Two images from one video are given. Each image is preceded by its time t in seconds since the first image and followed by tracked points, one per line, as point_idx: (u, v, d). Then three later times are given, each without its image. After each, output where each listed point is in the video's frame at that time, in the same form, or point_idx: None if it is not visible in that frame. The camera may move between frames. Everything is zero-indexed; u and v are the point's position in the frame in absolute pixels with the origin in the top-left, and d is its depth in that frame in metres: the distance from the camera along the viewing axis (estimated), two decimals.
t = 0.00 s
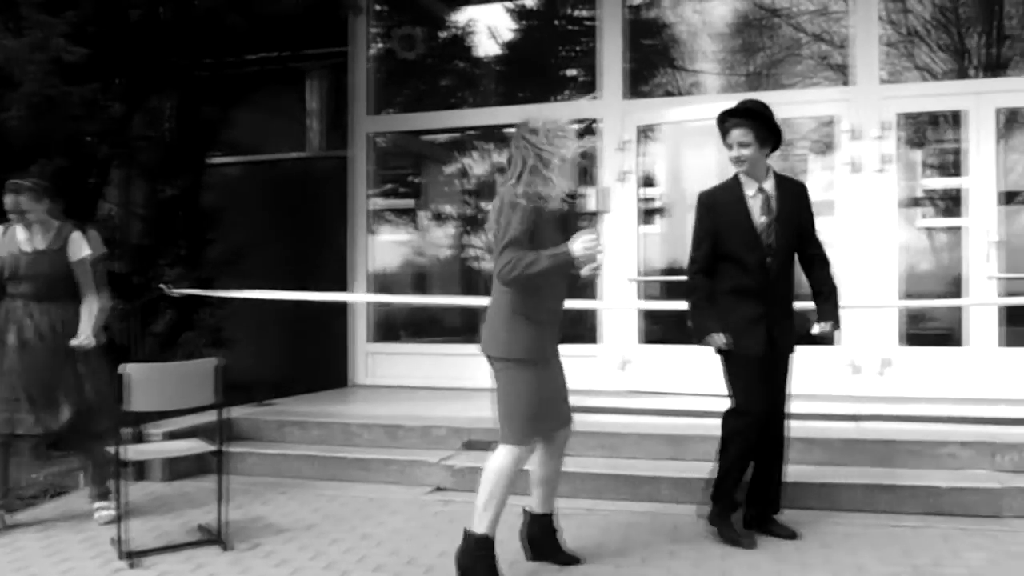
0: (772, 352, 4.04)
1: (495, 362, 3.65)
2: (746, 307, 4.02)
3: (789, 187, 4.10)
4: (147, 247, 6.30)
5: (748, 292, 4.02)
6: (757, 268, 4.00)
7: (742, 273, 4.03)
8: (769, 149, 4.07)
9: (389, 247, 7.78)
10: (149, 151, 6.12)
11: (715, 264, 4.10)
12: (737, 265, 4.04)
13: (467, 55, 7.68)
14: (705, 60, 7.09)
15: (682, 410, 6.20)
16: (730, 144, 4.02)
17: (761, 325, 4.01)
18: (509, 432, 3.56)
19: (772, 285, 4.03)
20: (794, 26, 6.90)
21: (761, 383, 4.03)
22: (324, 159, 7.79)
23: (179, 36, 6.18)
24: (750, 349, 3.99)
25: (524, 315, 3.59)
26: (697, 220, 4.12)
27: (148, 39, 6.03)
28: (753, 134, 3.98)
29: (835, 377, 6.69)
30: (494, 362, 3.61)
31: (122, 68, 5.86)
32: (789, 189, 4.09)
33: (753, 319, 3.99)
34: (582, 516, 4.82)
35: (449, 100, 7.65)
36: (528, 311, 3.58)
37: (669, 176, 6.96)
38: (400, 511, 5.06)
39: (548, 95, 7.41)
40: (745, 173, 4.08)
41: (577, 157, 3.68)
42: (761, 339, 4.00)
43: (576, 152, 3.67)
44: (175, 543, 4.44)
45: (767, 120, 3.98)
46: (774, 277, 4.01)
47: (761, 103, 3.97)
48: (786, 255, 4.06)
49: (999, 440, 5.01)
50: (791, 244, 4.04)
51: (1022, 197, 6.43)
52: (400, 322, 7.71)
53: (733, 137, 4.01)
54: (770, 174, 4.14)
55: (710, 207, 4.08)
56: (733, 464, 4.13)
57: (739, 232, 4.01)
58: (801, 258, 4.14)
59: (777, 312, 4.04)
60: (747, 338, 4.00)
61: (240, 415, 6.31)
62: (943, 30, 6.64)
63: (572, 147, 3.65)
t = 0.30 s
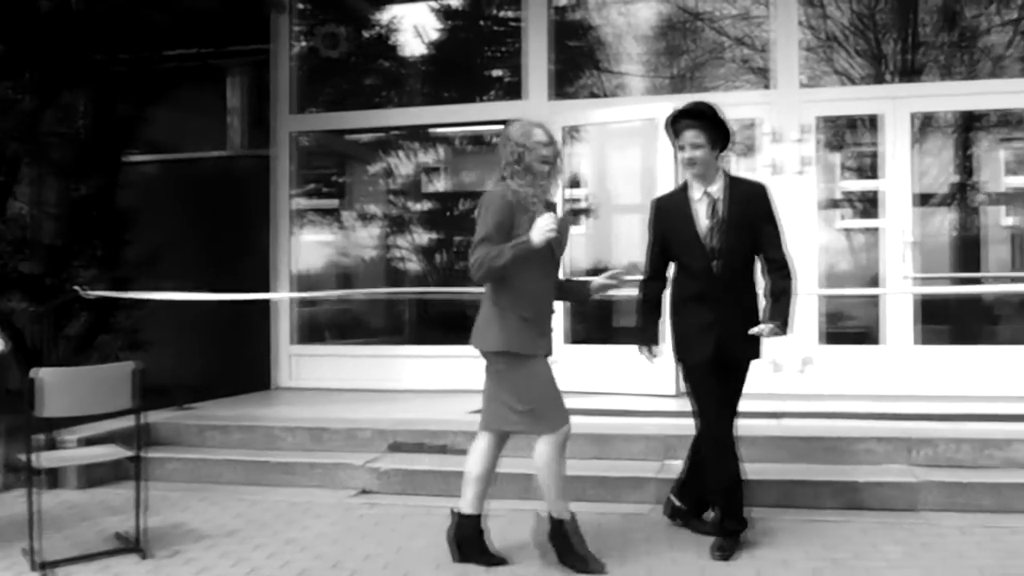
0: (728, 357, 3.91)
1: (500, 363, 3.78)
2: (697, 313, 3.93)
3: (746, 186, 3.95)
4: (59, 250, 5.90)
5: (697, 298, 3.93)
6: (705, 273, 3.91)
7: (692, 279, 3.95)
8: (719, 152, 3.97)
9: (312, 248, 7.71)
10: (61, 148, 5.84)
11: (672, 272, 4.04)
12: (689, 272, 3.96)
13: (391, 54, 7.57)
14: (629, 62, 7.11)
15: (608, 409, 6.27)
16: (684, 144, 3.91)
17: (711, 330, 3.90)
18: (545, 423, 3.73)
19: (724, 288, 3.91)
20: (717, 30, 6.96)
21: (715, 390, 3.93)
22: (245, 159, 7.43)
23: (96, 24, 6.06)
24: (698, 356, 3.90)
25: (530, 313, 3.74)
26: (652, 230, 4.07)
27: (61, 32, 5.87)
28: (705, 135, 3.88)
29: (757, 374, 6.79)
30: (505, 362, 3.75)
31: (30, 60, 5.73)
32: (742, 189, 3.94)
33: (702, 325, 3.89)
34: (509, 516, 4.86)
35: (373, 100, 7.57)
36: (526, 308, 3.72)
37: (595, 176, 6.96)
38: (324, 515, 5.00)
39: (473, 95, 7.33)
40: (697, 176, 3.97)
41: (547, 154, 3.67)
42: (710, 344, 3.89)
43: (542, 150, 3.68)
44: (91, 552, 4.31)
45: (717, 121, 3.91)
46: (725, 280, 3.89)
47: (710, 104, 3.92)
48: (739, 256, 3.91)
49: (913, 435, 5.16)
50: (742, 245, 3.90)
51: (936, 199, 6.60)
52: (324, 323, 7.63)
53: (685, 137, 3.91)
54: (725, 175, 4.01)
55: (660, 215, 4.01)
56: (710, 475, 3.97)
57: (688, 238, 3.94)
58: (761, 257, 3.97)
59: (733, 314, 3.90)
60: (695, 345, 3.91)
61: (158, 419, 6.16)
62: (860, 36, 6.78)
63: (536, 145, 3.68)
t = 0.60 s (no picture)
0: (699, 354, 3.89)
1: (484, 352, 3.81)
2: (669, 311, 3.89)
3: (721, 182, 3.89)
4: None
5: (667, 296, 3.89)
6: (676, 271, 3.88)
7: (663, 277, 3.91)
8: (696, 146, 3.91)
9: (254, 248, 7.57)
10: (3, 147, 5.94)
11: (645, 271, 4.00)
12: (659, 270, 3.92)
13: (335, 52, 7.49)
14: (574, 63, 7.11)
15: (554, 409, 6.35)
16: (665, 133, 3.82)
17: (683, 329, 3.88)
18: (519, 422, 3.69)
19: (695, 285, 3.87)
20: (661, 31, 6.98)
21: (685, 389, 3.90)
22: (183, 158, 7.46)
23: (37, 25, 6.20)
24: (669, 356, 3.87)
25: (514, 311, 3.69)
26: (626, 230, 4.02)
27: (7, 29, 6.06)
28: (686, 126, 3.81)
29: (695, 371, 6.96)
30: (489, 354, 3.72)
31: None
32: (713, 183, 3.90)
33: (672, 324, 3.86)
34: (455, 518, 4.87)
35: (317, 99, 7.47)
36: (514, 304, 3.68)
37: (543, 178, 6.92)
38: (268, 518, 4.94)
39: (418, 95, 7.28)
40: (673, 168, 3.90)
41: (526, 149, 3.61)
42: (683, 344, 3.87)
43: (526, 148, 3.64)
44: (26, 559, 4.22)
45: (696, 113, 3.84)
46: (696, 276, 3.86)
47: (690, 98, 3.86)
48: (711, 251, 3.87)
49: (853, 432, 5.25)
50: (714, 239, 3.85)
51: (876, 200, 6.72)
52: (267, 324, 7.52)
53: (665, 128, 3.82)
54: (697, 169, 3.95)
55: (633, 213, 3.97)
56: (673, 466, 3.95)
57: (658, 236, 3.90)
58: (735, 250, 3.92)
59: (704, 311, 3.86)
60: (667, 345, 3.89)
61: (96, 423, 6.05)
62: (802, 39, 6.85)
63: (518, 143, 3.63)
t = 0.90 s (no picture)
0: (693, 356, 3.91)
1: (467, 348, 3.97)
2: (665, 313, 3.91)
3: (723, 185, 3.89)
4: None
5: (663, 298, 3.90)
6: (673, 273, 3.89)
7: (661, 278, 3.92)
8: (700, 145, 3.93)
9: (204, 249, 7.49)
10: None
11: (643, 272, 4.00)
12: (658, 271, 3.93)
13: (285, 50, 7.42)
14: (529, 64, 7.11)
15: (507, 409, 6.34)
16: (672, 131, 3.85)
17: (678, 331, 3.90)
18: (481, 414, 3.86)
19: (692, 288, 3.88)
20: (614, 33, 7.00)
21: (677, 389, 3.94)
22: (133, 155, 7.18)
23: None
24: (663, 357, 3.90)
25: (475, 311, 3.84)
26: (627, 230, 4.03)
27: None
28: (694, 125, 3.84)
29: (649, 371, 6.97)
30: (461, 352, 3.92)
31: None
32: (714, 186, 3.89)
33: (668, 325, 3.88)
34: (408, 519, 4.84)
35: (268, 98, 7.39)
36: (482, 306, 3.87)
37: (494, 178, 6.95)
38: (219, 521, 4.87)
39: (370, 94, 7.22)
40: (678, 169, 3.92)
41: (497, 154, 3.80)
42: (676, 346, 3.89)
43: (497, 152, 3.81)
44: None
45: (702, 113, 3.88)
46: (694, 279, 3.87)
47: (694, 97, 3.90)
48: (710, 255, 3.87)
49: (805, 430, 5.31)
50: (714, 242, 3.84)
51: (825, 201, 6.80)
52: (218, 325, 7.44)
53: (673, 127, 3.84)
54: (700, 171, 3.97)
55: (634, 214, 3.98)
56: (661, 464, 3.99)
57: (658, 237, 3.91)
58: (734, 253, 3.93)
59: (699, 313, 3.88)
60: (660, 346, 3.91)
61: (41, 426, 5.92)
62: (753, 41, 6.91)
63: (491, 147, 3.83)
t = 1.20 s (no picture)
0: (674, 347, 3.94)
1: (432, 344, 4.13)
2: (646, 304, 3.94)
3: (703, 180, 3.94)
4: None
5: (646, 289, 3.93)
6: (657, 266, 3.92)
7: (643, 270, 3.96)
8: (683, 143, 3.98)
9: (162, 249, 7.39)
10: None
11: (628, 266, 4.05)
12: (642, 263, 3.96)
13: (244, 49, 7.37)
14: (490, 64, 7.10)
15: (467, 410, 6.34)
16: (655, 129, 3.91)
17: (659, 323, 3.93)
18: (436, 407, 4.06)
19: (674, 280, 3.91)
20: (575, 33, 7.01)
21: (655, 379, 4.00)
22: (88, 155, 7.03)
23: None
24: (644, 349, 3.94)
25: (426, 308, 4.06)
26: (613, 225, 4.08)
27: None
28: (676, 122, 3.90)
29: (610, 371, 6.98)
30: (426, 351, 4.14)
31: None
32: (698, 182, 3.93)
33: (650, 316, 3.91)
34: (369, 521, 4.82)
35: (227, 97, 7.32)
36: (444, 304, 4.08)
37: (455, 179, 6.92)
38: (177, 524, 4.83)
39: (330, 94, 7.18)
40: (660, 166, 3.96)
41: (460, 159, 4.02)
42: (658, 338, 3.92)
43: (457, 155, 4.07)
44: None
45: (683, 111, 3.94)
46: (676, 271, 3.90)
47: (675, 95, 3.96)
48: (690, 248, 3.91)
49: (764, 429, 5.35)
50: (694, 234, 3.89)
51: (784, 202, 6.84)
52: (176, 326, 7.36)
53: (656, 124, 3.90)
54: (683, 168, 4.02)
55: (619, 208, 4.03)
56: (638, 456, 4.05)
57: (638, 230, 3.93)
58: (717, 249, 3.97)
59: (681, 305, 3.91)
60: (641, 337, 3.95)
61: None
62: (713, 43, 6.95)
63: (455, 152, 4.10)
